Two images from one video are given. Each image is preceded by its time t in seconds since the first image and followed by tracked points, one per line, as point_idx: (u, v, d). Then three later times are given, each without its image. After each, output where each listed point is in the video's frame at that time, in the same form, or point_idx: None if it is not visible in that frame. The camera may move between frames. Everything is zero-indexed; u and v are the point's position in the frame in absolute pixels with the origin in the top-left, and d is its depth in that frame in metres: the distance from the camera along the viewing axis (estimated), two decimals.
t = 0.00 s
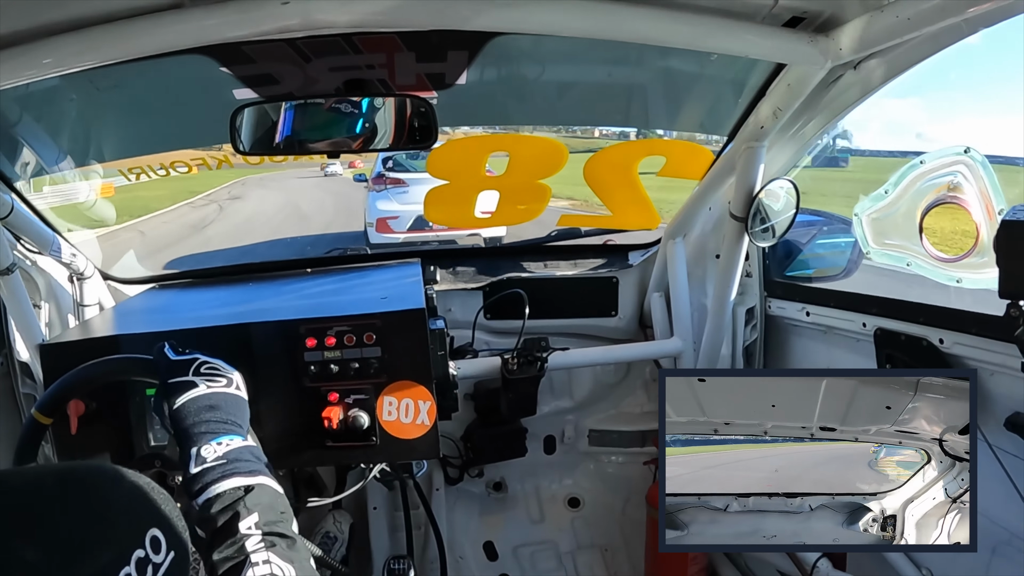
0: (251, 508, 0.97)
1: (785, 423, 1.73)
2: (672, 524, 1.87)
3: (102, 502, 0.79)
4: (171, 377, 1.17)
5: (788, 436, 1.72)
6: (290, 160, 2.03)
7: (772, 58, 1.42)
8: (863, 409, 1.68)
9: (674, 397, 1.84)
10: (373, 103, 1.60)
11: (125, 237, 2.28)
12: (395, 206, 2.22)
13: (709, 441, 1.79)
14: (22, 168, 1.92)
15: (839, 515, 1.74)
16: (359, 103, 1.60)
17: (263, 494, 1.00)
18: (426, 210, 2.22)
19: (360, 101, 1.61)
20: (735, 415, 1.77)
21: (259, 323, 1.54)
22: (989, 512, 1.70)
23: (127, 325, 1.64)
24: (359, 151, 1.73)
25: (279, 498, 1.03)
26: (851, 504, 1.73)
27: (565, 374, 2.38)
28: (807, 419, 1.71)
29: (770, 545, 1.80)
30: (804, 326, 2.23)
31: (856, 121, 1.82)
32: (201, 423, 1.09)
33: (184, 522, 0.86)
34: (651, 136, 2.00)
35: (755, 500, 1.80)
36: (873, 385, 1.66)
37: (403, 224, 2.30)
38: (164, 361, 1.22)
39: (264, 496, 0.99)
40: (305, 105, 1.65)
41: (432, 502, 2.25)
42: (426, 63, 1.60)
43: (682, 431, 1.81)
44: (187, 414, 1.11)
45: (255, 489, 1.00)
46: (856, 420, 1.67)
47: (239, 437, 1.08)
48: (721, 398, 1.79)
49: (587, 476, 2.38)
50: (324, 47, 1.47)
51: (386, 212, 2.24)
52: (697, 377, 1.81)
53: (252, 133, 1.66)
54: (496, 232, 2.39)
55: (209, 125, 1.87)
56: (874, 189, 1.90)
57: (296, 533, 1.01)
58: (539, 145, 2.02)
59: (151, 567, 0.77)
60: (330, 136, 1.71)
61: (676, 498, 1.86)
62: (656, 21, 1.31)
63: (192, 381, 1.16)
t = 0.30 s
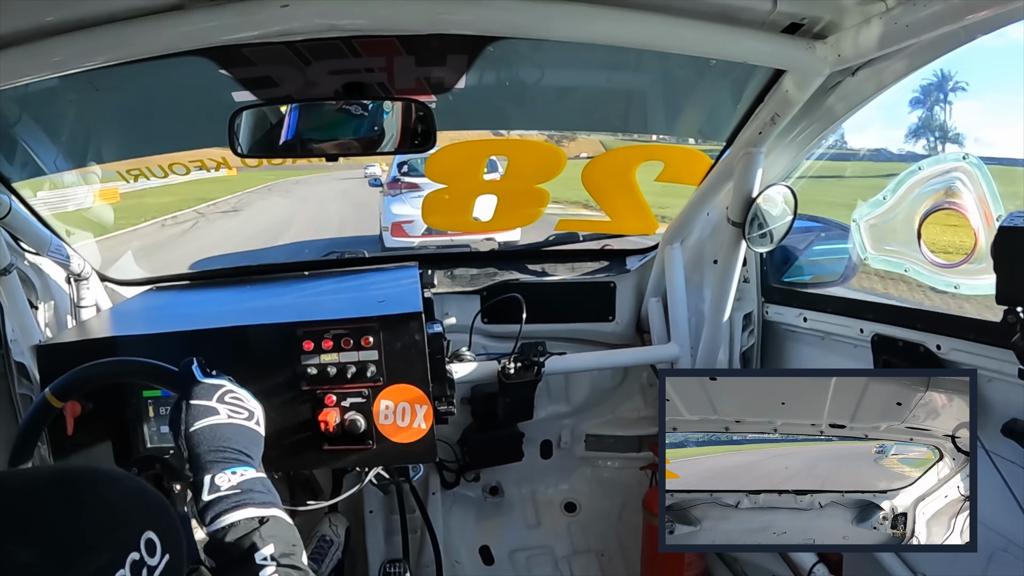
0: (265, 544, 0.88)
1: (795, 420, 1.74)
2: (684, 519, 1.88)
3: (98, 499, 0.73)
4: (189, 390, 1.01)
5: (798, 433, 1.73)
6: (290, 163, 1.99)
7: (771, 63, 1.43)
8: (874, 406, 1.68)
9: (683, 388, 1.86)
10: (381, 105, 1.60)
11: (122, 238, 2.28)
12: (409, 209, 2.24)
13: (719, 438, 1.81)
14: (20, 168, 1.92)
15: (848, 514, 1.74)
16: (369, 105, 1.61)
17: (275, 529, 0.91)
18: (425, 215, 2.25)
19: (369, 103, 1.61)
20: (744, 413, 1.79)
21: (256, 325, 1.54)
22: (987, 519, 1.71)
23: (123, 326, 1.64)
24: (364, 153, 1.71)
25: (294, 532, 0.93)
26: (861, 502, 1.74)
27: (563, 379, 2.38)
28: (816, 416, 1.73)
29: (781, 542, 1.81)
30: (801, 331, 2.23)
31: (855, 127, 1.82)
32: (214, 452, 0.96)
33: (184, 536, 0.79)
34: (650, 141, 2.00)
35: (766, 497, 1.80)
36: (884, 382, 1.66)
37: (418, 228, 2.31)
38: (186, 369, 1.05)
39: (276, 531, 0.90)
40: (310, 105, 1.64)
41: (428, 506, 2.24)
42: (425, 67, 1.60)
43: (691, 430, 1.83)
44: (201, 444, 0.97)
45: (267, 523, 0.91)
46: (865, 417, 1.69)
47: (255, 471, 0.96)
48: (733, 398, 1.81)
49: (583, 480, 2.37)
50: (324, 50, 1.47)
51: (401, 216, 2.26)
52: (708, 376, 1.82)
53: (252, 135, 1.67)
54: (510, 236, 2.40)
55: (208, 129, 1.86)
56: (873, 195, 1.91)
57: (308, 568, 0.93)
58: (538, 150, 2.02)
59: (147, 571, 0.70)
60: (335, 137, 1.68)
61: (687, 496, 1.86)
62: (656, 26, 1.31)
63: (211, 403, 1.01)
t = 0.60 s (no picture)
0: None
1: (804, 418, 1.78)
2: (695, 516, 1.92)
3: (93, 502, 0.75)
4: (225, 443, 1.02)
5: (805, 430, 1.78)
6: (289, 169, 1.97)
7: (772, 70, 1.42)
8: (885, 403, 1.70)
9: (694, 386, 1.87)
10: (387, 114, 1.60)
11: (123, 244, 2.28)
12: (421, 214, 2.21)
13: (732, 437, 1.84)
14: (22, 173, 1.92)
15: (857, 511, 1.78)
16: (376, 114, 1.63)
17: None
18: (426, 222, 2.26)
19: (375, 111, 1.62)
20: (755, 411, 1.83)
21: (255, 331, 1.54)
22: (986, 525, 1.70)
23: (122, 332, 1.64)
24: (368, 160, 1.72)
25: None
26: (870, 500, 1.78)
27: (562, 387, 2.38)
28: (824, 414, 1.77)
29: (789, 539, 1.83)
30: (801, 339, 2.23)
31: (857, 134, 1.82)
32: (230, 505, 0.96)
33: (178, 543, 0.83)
34: (650, 148, 2.00)
35: (775, 494, 1.83)
36: (895, 378, 1.67)
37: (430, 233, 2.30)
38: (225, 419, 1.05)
39: None
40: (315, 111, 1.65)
41: (427, 513, 2.24)
42: (425, 74, 1.60)
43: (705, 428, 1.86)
44: (222, 499, 0.96)
45: None
46: (873, 416, 1.72)
47: (271, 531, 0.95)
48: (746, 397, 1.84)
49: (583, 487, 2.37)
50: (324, 56, 1.47)
51: (411, 221, 2.25)
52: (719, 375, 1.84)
53: (253, 142, 1.69)
54: (520, 242, 2.40)
55: (210, 136, 1.87)
56: (874, 202, 1.91)
57: None
58: (538, 156, 2.01)
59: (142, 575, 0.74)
60: (341, 143, 1.70)
61: (698, 493, 1.90)
62: (655, 33, 1.32)
63: (241, 460, 1.02)
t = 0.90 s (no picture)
0: None
1: (814, 417, 1.79)
2: (709, 513, 1.95)
3: (95, 502, 0.75)
4: (244, 458, 1.03)
5: (815, 429, 1.80)
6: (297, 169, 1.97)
7: (780, 74, 1.41)
8: (896, 402, 1.72)
9: (707, 385, 1.89)
10: (390, 115, 1.62)
11: (132, 243, 2.29)
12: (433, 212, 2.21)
13: (743, 437, 1.86)
14: (31, 172, 1.93)
15: (867, 510, 1.82)
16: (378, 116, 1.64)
17: None
18: (435, 224, 2.25)
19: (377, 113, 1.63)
20: (766, 411, 1.84)
21: (262, 331, 1.54)
22: (989, 530, 1.69)
23: (131, 330, 1.65)
24: (373, 162, 1.73)
25: None
26: (880, 499, 1.80)
27: (569, 389, 2.38)
28: (835, 413, 1.79)
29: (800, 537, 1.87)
30: (810, 343, 2.22)
31: (866, 138, 1.81)
32: (245, 520, 0.96)
33: (184, 543, 0.84)
34: (658, 151, 1.99)
35: (786, 493, 1.87)
36: (906, 377, 1.69)
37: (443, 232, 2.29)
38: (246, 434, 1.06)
39: None
40: (320, 114, 1.65)
41: (434, 515, 2.23)
42: (434, 76, 1.60)
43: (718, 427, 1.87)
44: (238, 513, 0.96)
45: None
46: (885, 414, 1.73)
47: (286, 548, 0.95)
48: (755, 397, 1.85)
49: (590, 489, 2.37)
50: (333, 58, 1.47)
51: (424, 220, 2.24)
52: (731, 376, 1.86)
53: (262, 143, 1.67)
54: (531, 242, 2.38)
55: (219, 137, 1.87)
56: (881, 206, 1.90)
57: None
58: (547, 157, 2.01)
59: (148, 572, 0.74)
60: (345, 147, 1.71)
61: (711, 489, 1.92)
62: (663, 36, 1.31)
63: (259, 476, 1.02)
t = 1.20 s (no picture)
0: None
1: (824, 417, 1.78)
2: (720, 512, 1.93)
3: (100, 497, 0.76)
4: (252, 446, 1.03)
5: (826, 430, 1.78)
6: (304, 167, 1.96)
7: (786, 67, 1.41)
8: (908, 401, 1.72)
9: (719, 386, 1.88)
10: (388, 114, 1.61)
11: (139, 242, 2.30)
12: (435, 210, 2.21)
13: (758, 437, 1.85)
14: (39, 171, 1.94)
15: (877, 512, 1.79)
16: (375, 115, 1.64)
17: None
18: (441, 220, 2.25)
19: (374, 112, 1.63)
20: (777, 411, 1.83)
21: (270, 328, 1.54)
22: (1001, 527, 1.68)
23: (139, 328, 1.65)
24: (372, 159, 1.72)
25: None
26: (891, 500, 1.77)
27: (577, 385, 2.38)
28: (846, 413, 1.78)
29: (809, 538, 1.84)
30: (817, 337, 2.22)
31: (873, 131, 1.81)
32: (259, 508, 0.97)
33: (191, 536, 0.84)
34: (664, 146, 1.99)
35: (795, 493, 1.85)
36: (917, 377, 1.69)
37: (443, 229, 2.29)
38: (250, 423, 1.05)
39: None
40: (319, 112, 1.65)
41: (442, 510, 2.25)
42: (440, 72, 1.60)
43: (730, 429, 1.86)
44: (247, 501, 0.97)
45: None
46: (896, 414, 1.72)
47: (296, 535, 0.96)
48: (766, 398, 1.84)
49: (597, 485, 2.37)
50: (339, 54, 1.47)
51: (426, 217, 2.24)
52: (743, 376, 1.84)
53: (266, 140, 1.68)
54: (533, 238, 2.38)
55: (225, 135, 1.87)
56: (889, 200, 1.89)
57: None
58: (553, 153, 2.02)
59: (153, 566, 0.75)
60: (344, 145, 1.70)
61: (723, 488, 1.91)
62: (668, 31, 1.31)
63: (267, 462, 1.02)
